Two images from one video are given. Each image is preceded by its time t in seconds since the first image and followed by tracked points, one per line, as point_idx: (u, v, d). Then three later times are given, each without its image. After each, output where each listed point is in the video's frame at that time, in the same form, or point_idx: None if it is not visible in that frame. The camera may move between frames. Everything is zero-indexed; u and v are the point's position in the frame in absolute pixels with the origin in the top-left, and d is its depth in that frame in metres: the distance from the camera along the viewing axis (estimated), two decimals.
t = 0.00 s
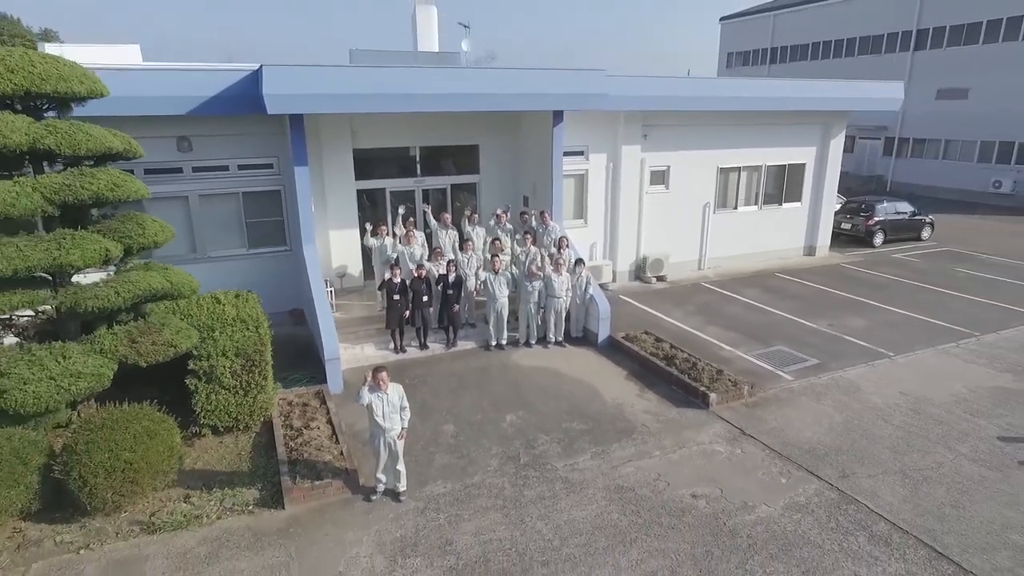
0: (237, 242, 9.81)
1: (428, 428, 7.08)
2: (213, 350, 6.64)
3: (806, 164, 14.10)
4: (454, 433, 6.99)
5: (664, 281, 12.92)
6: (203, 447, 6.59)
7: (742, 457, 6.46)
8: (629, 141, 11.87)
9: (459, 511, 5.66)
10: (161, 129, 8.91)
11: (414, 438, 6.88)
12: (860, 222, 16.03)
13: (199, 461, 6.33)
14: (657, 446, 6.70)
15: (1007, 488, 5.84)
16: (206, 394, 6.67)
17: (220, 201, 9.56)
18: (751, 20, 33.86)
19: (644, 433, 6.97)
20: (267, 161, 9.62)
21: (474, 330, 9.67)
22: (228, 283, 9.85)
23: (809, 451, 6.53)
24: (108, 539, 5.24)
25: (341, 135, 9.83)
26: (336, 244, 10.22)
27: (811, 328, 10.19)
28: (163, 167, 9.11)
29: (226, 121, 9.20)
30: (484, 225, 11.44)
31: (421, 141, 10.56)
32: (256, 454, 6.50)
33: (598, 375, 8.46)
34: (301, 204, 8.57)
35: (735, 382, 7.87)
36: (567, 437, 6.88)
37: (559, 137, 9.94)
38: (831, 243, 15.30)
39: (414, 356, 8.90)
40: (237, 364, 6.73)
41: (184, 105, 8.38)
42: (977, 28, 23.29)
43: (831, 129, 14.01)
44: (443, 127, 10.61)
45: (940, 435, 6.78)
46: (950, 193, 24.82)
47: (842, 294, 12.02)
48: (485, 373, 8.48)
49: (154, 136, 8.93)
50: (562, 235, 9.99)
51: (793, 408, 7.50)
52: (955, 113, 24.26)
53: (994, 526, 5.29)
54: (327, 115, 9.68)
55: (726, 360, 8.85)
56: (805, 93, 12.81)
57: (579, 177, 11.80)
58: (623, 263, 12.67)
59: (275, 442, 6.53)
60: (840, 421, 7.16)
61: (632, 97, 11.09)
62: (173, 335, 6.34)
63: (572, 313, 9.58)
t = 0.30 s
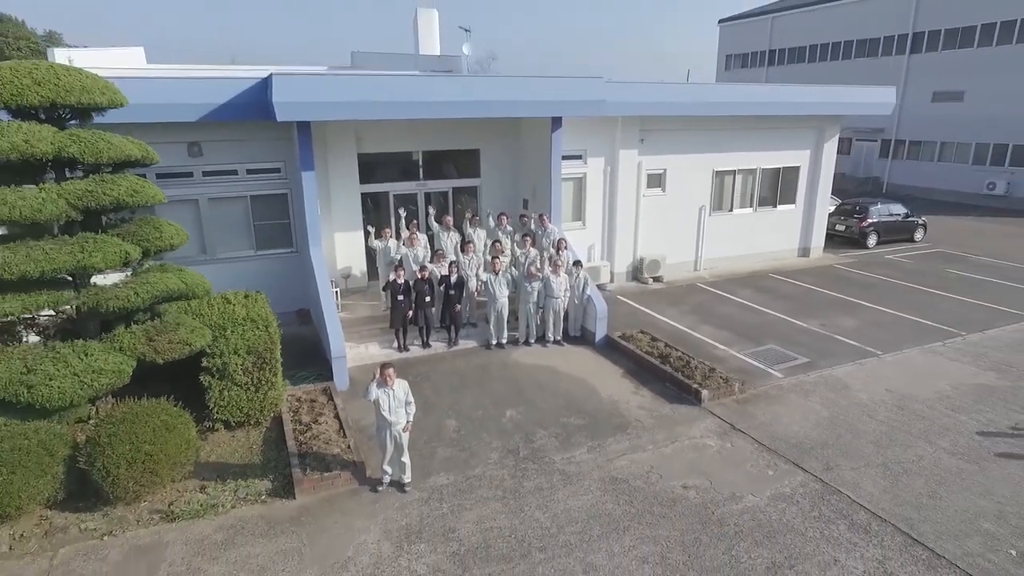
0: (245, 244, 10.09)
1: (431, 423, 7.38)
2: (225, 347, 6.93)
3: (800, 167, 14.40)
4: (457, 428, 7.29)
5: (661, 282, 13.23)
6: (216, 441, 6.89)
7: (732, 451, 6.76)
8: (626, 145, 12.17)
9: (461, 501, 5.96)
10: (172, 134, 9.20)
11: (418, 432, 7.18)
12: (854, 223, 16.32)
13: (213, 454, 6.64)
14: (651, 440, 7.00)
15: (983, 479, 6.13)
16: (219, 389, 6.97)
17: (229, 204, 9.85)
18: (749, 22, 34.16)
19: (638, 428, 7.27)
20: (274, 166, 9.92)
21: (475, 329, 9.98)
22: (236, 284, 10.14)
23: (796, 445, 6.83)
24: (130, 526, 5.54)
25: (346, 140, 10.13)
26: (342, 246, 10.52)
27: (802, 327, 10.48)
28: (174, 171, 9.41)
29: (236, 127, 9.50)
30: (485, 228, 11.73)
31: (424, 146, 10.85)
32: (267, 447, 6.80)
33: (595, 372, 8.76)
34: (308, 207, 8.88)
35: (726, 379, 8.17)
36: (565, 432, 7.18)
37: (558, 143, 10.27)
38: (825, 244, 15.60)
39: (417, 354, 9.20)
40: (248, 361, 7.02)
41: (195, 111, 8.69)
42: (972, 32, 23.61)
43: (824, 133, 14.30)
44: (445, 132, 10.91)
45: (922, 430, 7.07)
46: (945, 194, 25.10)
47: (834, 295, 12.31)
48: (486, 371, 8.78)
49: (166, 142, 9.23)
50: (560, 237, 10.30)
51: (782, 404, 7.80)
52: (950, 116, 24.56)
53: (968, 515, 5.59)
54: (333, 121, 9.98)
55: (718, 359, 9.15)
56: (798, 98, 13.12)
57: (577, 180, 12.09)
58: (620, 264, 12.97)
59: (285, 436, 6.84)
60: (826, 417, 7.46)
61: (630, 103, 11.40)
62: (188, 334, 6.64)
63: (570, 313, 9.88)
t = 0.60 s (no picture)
0: (253, 247, 10.40)
1: (435, 420, 7.69)
2: (238, 347, 7.23)
3: (794, 171, 14.70)
4: (459, 425, 7.60)
5: (658, 284, 13.54)
6: (229, 437, 7.21)
7: (722, 446, 7.07)
8: (624, 150, 12.48)
9: (464, 494, 6.27)
10: (183, 141, 9.51)
11: (422, 429, 7.49)
12: (848, 226, 16.62)
13: (227, 449, 6.95)
14: (645, 437, 7.31)
15: (961, 473, 6.44)
16: (231, 388, 7.28)
17: (238, 208, 10.16)
18: (747, 25, 34.49)
19: (633, 425, 7.58)
20: (282, 171, 10.22)
21: (477, 330, 10.28)
22: (245, 285, 10.44)
23: (783, 441, 7.14)
24: (150, 517, 5.86)
25: (351, 146, 10.43)
26: (347, 249, 10.83)
27: (794, 328, 10.79)
28: (185, 177, 9.72)
29: (244, 134, 9.81)
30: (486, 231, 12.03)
31: (426, 152, 11.16)
32: (277, 443, 7.11)
33: (592, 372, 9.07)
34: (315, 212, 9.20)
35: (719, 378, 8.48)
36: (562, 429, 7.49)
37: (557, 150, 10.58)
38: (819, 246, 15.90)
39: (420, 354, 9.51)
40: (260, 360, 7.33)
41: (206, 119, 9.01)
42: (966, 36, 23.94)
43: (818, 138, 14.61)
44: (447, 138, 11.21)
45: (905, 427, 7.38)
46: (940, 196, 25.39)
47: (826, 296, 12.61)
48: (487, 370, 9.09)
49: (177, 149, 9.54)
50: (559, 241, 10.61)
51: (772, 402, 8.11)
52: (945, 118, 24.87)
53: (944, 506, 5.90)
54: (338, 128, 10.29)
55: (712, 359, 9.45)
56: (792, 104, 13.45)
57: (575, 185, 12.39)
58: (618, 266, 13.27)
59: (295, 432, 7.15)
60: (814, 414, 7.76)
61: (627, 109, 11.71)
62: (203, 334, 6.95)
63: (569, 315, 10.19)
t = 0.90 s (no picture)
0: (261, 252, 10.72)
1: (438, 419, 8.02)
2: (249, 349, 7.56)
3: (788, 176, 15.03)
4: (461, 423, 7.93)
5: (655, 286, 13.87)
6: (241, 435, 7.54)
7: (712, 443, 7.41)
8: (621, 156, 12.81)
9: (465, 489, 6.60)
10: (194, 150, 9.83)
11: (426, 427, 7.82)
12: (841, 229, 16.95)
13: (240, 446, 7.28)
14: (639, 434, 7.64)
15: (938, 469, 6.77)
16: (244, 388, 7.61)
17: (247, 214, 10.48)
18: (745, 29, 34.82)
19: (627, 423, 7.92)
20: (289, 178, 10.56)
21: (478, 332, 10.62)
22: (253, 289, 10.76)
23: (771, 439, 7.47)
24: (169, 510, 6.19)
25: (356, 154, 10.77)
26: (352, 253, 11.16)
27: (786, 330, 11.12)
28: (195, 184, 10.04)
29: (253, 143, 10.14)
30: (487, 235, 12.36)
31: (429, 159, 11.49)
32: (288, 441, 7.45)
33: (589, 372, 9.41)
34: (321, 217, 9.53)
35: (710, 379, 8.82)
36: (560, 427, 7.82)
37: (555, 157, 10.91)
38: (813, 249, 16.23)
39: (424, 355, 9.85)
40: (271, 361, 7.66)
41: (217, 129, 9.35)
42: (961, 41, 24.28)
43: (812, 143, 14.94)
44: (449, 145, 11.54)
45: (888, 426, 7.71)
46: (935, 199, 25.70)
47: (818, 299, 12.94)
48: (487, 371, 9.43)
49: (188, 157, 9.87)
50: (558, 245, 10.94)
51: (761, 402, 8.45)
52: (939, 122, 25.20)
53: (921, 501, 6.23)
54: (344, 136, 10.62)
55: (705, 359, 9.79)
56: (785, 111, 13.80)
57: (574, 190, 12.72)
58: (615, 269, 13.59)
59: (304, 430, 7.49)
60: (802, 414, 8.09)
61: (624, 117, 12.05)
62: (216, 336, 7.28)
63: (567, 317, 10.52)
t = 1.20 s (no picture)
0: (270, 257, 11.08)
1: (442, 419, 8.39)
2: (261, 353, 7.92)
3: (782, 182, 15.38)
4: (464, 423, 8.29)
5: (651, 290, 14.23)
6: (254, 434, 7.91)
7: (703, 442, 7.77)
8: (618, 164, 13.18)
9: (468, 485, 6.96)
10: (205, 160, 10.20)
11: (430, 427, 8.18)
12: (835, 233, 17.30)
13: (253, 445, 7.65)
14: (633, 434, 8.00)
15: (917, 467, 7.13)
16: (256, 389, 7.98)
17: (256, 221, 10.84)
18: (743, 33, 35.20)
19: (622, 423, 8.27)
20: (297, 186, 10.91)
21: (479, 335, 10.99)
22: (262, 293, 11.12)
23: (759, 438, 7.83)
24: (188, 505, 6.56)
25: (361, 163, 11.13)
26: (357, 259, 11.53)
27: (778, 333, 11.47)
28: (207, 193, 10.41)
29: (262, 152, 10.50)
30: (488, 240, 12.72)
31: (432, 167, 11.85)
32: (298, 440, 7.81)
33: (586, 374, 9.77)
34: (328, 225, 9.90)
35: (703, 381, 9.18)
36: (558, 427, 8.18)
37: (554, 166, 11.26)
38: (807, 253, 16.58)
39: (427, 357, 10.22)
40: (282, 364, 8.03)
41: (227, 140, 9.71)
42: (954, 46, 24.63)
43: (805, 150, 15.29)
44: (451, 154, 11.90)
45: (871, 426, 8.07)
46: (930, 202, 26.02)
47: (810, 302, 13.29)
48: (489, 373, 9.80)
49: (200, 167, 10.23)
50: (557, 251, 11.30)
51: (751, 403, 8.80)
52: (934, 126, 25.54)
53: (898, 497, 6.59)
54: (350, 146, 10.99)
55: (699, 362, 10.15)
56: (778, 120, 14.16)
57: (572, 196, 13.08)
58: (613, 273, 13.95)
59: (314, 430, 7.85)
60: (790, 414, 8.45)
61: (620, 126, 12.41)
62: (231, 340, 7.63)
63: (565, 320, 10.88)
